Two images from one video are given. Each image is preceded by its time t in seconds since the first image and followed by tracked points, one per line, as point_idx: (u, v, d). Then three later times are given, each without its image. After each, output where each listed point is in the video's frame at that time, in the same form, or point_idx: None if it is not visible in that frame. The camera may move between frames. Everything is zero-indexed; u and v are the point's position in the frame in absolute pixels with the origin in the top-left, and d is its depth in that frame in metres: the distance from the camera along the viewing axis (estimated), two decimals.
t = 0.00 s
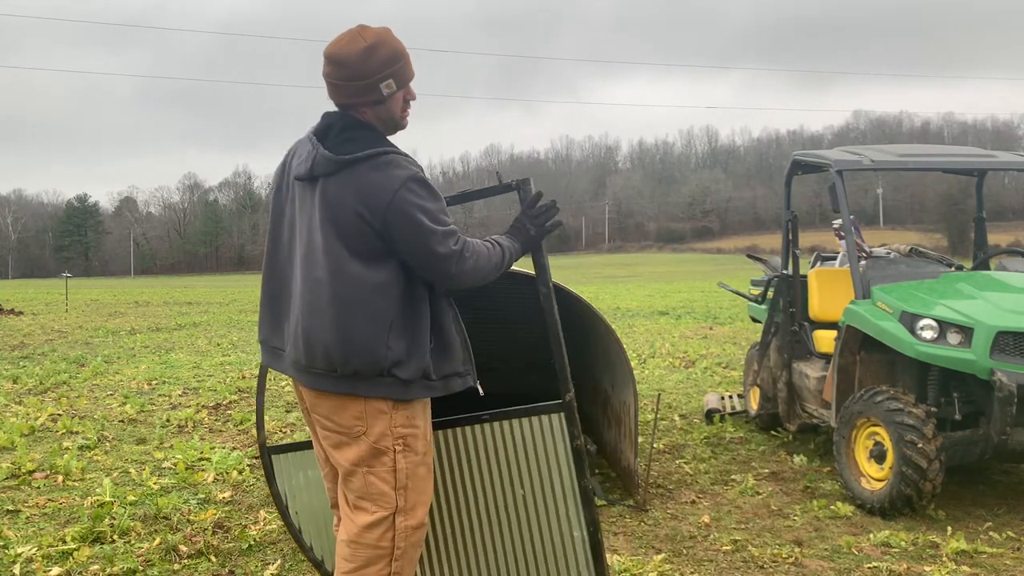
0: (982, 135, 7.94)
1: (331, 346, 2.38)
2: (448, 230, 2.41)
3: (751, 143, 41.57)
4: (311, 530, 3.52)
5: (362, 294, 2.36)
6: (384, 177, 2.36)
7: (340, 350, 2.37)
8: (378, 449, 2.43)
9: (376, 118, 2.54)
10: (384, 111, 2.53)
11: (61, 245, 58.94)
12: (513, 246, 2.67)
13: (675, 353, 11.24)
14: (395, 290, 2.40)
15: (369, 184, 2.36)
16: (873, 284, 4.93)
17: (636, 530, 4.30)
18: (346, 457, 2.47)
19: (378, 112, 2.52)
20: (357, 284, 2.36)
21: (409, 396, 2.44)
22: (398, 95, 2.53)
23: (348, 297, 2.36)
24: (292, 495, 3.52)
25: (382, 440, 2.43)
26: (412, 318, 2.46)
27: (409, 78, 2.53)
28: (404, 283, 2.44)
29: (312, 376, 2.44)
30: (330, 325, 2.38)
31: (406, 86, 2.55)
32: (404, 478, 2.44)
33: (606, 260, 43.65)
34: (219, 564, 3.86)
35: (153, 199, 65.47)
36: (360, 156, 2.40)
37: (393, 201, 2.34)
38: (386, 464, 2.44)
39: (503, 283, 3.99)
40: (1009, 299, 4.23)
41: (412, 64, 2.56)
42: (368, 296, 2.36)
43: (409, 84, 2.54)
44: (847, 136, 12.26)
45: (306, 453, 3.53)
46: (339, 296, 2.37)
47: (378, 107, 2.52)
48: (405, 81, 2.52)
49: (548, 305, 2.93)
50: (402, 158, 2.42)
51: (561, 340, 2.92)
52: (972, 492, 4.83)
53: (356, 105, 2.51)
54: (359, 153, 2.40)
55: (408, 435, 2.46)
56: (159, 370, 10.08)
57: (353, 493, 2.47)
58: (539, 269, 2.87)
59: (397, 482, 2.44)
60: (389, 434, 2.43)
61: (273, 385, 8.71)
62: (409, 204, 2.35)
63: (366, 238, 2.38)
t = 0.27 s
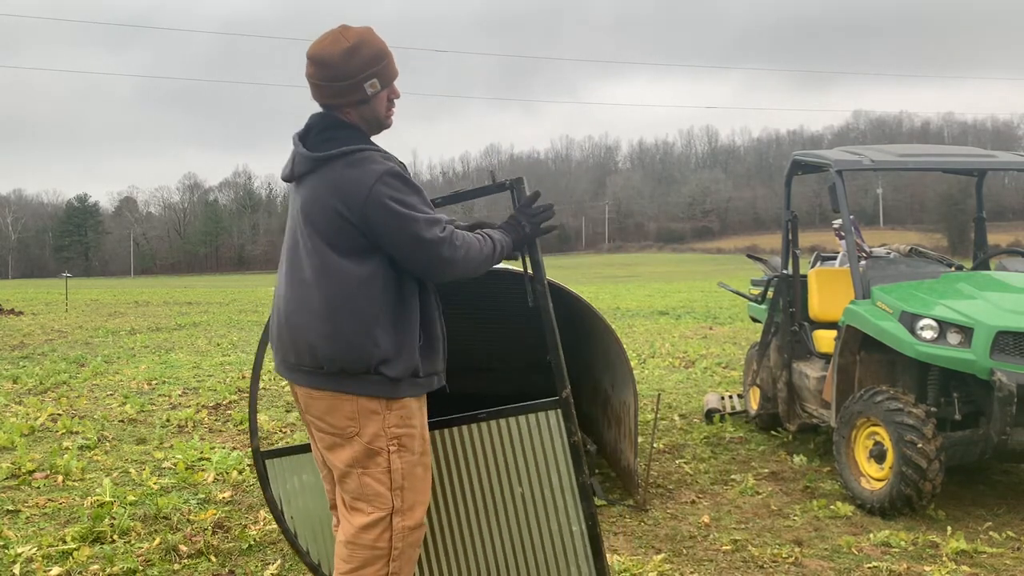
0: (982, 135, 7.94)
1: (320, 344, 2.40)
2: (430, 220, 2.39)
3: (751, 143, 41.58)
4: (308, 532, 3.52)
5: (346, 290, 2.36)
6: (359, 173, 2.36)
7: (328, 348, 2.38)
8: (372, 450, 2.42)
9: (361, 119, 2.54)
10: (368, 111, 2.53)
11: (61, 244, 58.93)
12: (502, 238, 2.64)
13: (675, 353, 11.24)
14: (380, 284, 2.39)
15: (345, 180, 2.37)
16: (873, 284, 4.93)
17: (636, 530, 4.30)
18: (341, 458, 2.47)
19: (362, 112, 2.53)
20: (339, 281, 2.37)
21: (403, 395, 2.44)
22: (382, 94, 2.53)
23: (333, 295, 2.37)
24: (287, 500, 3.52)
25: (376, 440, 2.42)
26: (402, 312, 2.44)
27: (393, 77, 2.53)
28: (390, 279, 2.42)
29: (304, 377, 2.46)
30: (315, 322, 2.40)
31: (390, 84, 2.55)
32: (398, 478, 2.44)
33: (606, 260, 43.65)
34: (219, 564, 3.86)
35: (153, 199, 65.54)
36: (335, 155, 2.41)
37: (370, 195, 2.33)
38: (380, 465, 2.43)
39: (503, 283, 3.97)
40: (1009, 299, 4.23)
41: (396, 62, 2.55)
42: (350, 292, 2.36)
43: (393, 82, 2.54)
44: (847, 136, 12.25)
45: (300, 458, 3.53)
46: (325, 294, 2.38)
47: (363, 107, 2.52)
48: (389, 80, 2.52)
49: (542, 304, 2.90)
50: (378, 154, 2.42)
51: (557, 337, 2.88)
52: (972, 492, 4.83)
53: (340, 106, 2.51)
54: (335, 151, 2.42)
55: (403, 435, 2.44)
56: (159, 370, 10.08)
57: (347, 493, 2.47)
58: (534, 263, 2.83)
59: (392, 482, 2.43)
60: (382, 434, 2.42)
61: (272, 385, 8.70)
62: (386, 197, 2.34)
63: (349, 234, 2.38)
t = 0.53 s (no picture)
0: (982, 135, 7.94)
1: (313, 346, 2.44)
2: (412, 220, 2.34)
3: (751, 143, 41.58)
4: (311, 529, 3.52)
5: (332, 293, 2.37)
6: (338, 176, 2.36)
7: (319, 350, 2.41)
8: (358, 449, 2.43)
9: (355, 121, 2.54)
10: (363, 113, 2.53)
11: (61, 245, 58.93)
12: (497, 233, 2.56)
13: (675, 353, 11.24)
14: (367, 285, 2.38)
15: (325, 184, 2.37)
16: (873, 284, 4.93)
17: (636, 530, 4.30)
18: (331, 455, 2.49)
19: (356, 113, 2.53)
20: (324, 284, 2.39)
21: (392, 396, 2.43)
22: (376, 96, 2.52)
23: (321, 298, 2.39)
24: (290, 493, 3.52)
25: (363, 440, 2.43)
26: (392, 312, 2.42)
27: (387, 79, 2.52)
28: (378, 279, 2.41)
29: (302, 378, 2.51)
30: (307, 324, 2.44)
31: (385, 85, 2.54)
32: (385, 478, 2.43)
33: (606, 261, 43.66)
34: (219, 564, 3.86)
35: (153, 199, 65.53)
36: (318, 158, 2.43)
37: (347, 198, 2.32)
38: (366, 464, 2.44)
39: (503, 283, 3.97)
40: (1009, 299, 4.23)
41: (391, 64, 2.54)
42: (333, 295, 2.38)
43: (387, 83, 2.54)
44: (847, 136, 12.25)
45: (301, 451, 3.52)
46: (314, 297, 2.41)
47: (357, 109, 2.52)
48: (383, 81, 2.52)
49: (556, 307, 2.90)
50: (359, 155, 2.41)
51: (569, 344, 2.88)
52: (972, 492, 4.83)
53: (334, 108, 2.52)
54: (317, 155, 2.43)
55: (390, 436, 2.44)
56: (159, 370, 10.08)
57: (337, 491, 2.49)
58: (549, 271, 2.86)
59: (379, 482, 2.43)
60: (369, 434, 2.42)
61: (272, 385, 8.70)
62: (363, 199, 2.32)
63: (334, 236, 2.38)
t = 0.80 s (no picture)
0: (982, 135, 7.94)
1: (311, 346, 2.46)
2: (400, 228, 2.33)
3: (750, 143, 41.58)
4: (312, 528, 3.52)
5: (327, 295, 2.39)
6: (332, 179, 2.36)
7: (316, 350, 2.43)
8: (354, 448, 2.43)
9: (362, 123, 2.55)
10: (370, 115, 2.53)
11: (60, 245, 58.93)
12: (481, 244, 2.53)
13: (675, 353, 11.24)
14: (361, 288, 2.38)
15: (321, 185, 2.37)
16: (873, 284, 4.93)
17: (636, 530, 4.30)
18: (329, 453, 2.50)
19: (363, 115, 2.53)
20: (320, 286, 2.40)
21: (389, 397, 2.42)
22: (383, 98, 2.52)
23: (318, 299, 2.41)
24: (290, 493, 3.52)
25: (359, 439, 2.43)
26: (389, 314, 2.41)
27: (394, 81, 2.52)
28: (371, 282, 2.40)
29: (300, 377, 2.53)
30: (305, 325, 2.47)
31: (392, 88, 2.54)
32: (381, 478, 2.44)
33: (606, 261, 43.66)
34: (219, 564, 3.86)
35: (153, 199, 65.53)
36: (316, 159, 2.43)
37: (339, 202, 2.32)
38: (362, 463, 2.44)
39: (503, 283, 3.97)
40: (1009, 299, 4.23)
41: (398, 66, 2.54)
42: (328, 297, 2.39)
43: (394, 86, 2.53)
44: (847, 136, 12.25)
45: (302, 451, 3.52)
46: (312, 297, 2.43)
47: (363, 111, 2.52)
48: (390, 83, 2.52)
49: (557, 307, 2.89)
50: (355, 158, 2.40)
51: (569, 345, 2.87)
52: (973, 492, 4.83)
53: (340, 109, 2.52)
54: (315, 157, 2.43)
55: (387, 436, 2.43)
56: (159, 370, 10.08)
57: (334, 489, 2.50)
58: (549, 270, 2.87)
59: (375, 482, 2.43)
60: (364, 434, 2.42)
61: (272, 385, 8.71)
62: (354, 204, 2.31)
63: (329, 239, 2.39)
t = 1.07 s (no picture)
0: (983, 135, 7.94)
1: (316, 345, 2.46)
2: (406, 223, 2.33)
3: (750, 143, 41.58)
4: (312, 529, 3.52)
5: (331, 293, 2.39)
6: (337, 178, 2.36)
7: (321, 349, 2.43)
8: (357, 448, 2.43)
9: (367, 123, 2.55)
10: (375, 116, 2.53)
11: (60, 245, 58.91)
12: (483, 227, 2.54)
13: (675, 353, 11.24)
14: (366, 287, 2.38)
15: (326, 183, 2.37)
16: (873, 284, 4.93)
17: (636, 530, 4.30)
18: (331, 453, 2.51)
19: (368, 115, 2.53)
20: (325, 285, 2.40)
21: (390, 397, 2.41)
22: (388, 99, 2.52)
23: (322, 298, 2.41)
24: (291, 493, 3.52)
25: (361, 439, 2.43)
26: (392, 314, 2.41)
27: (400, 81, 2.52)
28: (376, 279, 2.40)
29: (304, 376, 2.53)
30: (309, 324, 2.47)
31: (397, 89, 2.54)
32: (383, 477, 2.44)
33: (606, 261, 43.66)
34: (219, 564, 3.86)
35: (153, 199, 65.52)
36: (320, 158, 2.43)
37: (345, 201, 2.32)
38: (364, 463, 2.44)
39: (502, 282, 3.97)
40: (1009, 299, 4.23)
41: (404, 68, 2.54)
42: (333, 296, 2.39)
43: (400, 86, 2.53)
44: (847, 136, 12.25)
45: (303, 452, 3.51)
46: (316, 297, 2.43)
47: (369, 111, 2.52)
48: (396, 84, 2.52)
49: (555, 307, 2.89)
50: (360, 157, 2.40)
51: (565, 344, 2.87)
52: (973, 492, 4.83)
53: (346, 110, 2.52)
54: (320, 156, 2.43)
55: (389, 436, 2.43)
56: (159, 370, 10.09)
57: (336, 489, 2.50)
58: (545, 270, 2.86)
59: (377, 481, 2.43)
60: (367, 433, 2.43)
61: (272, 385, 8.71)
62: (360, 202, 2.31)
63: (334, 238, 2.39)
